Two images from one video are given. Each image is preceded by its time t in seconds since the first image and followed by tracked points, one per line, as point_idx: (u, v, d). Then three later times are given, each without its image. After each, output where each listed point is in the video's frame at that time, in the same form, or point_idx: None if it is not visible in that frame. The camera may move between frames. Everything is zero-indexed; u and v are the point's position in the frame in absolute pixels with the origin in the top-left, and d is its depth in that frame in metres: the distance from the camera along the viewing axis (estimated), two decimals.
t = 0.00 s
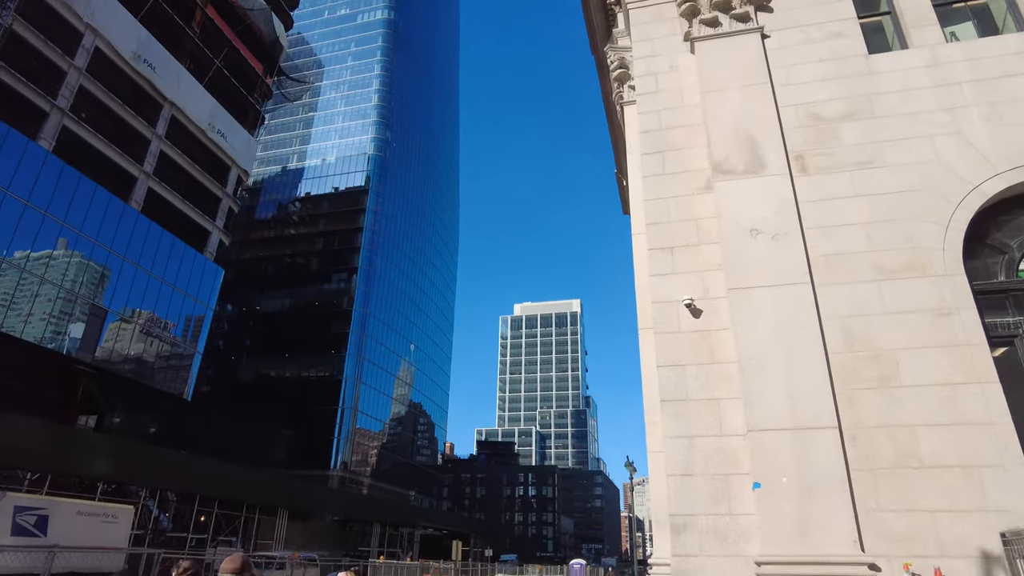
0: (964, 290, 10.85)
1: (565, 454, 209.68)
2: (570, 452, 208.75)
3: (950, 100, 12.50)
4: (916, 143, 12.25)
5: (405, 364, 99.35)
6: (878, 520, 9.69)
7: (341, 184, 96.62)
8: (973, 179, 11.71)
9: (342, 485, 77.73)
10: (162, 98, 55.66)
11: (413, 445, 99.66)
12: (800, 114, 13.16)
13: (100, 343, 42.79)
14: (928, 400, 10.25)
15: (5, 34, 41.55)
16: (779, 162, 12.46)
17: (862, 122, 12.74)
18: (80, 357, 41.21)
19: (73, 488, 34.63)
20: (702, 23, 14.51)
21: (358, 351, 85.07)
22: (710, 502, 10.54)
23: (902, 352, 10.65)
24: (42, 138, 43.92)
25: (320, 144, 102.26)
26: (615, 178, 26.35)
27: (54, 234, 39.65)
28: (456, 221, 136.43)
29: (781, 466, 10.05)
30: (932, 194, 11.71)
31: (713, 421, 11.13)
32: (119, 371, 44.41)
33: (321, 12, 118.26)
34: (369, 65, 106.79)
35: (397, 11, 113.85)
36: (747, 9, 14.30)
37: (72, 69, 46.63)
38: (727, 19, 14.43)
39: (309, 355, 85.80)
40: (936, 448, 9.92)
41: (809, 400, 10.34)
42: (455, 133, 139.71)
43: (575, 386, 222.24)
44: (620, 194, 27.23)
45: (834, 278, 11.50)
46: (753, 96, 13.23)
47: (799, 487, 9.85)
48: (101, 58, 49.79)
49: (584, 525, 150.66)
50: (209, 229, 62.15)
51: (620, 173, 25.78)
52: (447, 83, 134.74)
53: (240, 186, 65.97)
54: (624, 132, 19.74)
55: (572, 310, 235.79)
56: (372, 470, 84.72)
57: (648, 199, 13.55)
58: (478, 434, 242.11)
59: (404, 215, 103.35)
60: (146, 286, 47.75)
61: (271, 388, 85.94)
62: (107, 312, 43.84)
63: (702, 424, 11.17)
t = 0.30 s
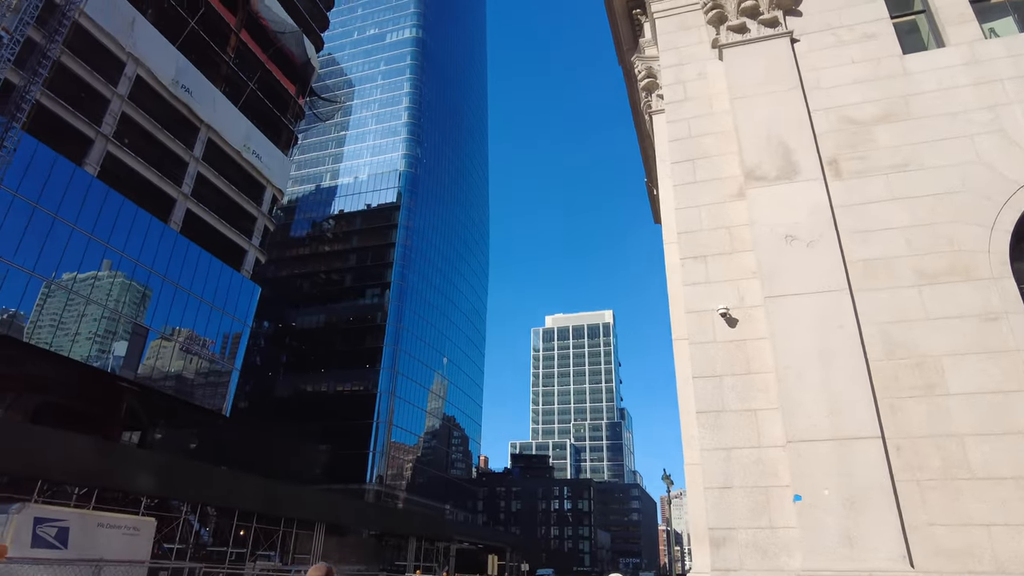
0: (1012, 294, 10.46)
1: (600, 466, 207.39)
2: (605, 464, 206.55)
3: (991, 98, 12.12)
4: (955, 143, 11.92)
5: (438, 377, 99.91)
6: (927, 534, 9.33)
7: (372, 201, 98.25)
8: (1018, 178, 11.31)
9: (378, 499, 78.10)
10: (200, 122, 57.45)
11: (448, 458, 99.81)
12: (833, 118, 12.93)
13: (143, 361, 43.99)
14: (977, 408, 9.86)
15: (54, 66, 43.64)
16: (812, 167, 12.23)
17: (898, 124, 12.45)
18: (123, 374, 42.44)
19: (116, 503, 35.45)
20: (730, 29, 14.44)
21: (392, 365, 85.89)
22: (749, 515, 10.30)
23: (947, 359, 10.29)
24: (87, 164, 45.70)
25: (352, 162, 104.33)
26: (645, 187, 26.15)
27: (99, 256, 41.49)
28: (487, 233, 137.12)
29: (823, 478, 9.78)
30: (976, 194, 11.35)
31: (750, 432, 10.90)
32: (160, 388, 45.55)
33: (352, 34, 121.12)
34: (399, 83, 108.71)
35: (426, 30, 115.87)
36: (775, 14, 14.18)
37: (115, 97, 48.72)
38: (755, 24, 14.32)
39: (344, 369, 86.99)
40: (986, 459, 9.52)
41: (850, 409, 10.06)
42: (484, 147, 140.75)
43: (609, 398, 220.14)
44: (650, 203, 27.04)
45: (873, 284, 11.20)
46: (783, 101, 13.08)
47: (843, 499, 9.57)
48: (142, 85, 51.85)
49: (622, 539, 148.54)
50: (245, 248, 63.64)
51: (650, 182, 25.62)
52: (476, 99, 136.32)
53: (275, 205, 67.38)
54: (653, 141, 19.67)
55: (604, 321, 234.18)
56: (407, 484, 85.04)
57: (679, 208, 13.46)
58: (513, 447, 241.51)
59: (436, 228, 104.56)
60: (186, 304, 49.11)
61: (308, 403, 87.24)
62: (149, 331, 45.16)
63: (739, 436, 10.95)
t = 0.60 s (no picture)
0: None
1: (625, 477, 205.74)
2: (630, 475, 204.63)
3: (1018, 99, 11.88)
4: (982, 145, 11.69)
5: (461, 389, 100.06)
6: (964, 546, 9.07)
7: (394, 214, 99.29)
8: None
9: (403, 512, 78.15)
10: (225, 140, 58.65)
11: (472, 470, 99.70)
12: (856, 122, 12.79)
13: (170, 374, 44.54)
14: (1012, 417, 9.58)
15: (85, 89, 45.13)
16: (835, 173, 12.10)
17: (922, 127, 12.28)
18: (151, 388, 42.99)
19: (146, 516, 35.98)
20: (749, 36, 14.44)
21: (415, 376, 86.31)
22: (778, 526, 10.14)
23: (979, 366, 10.04)
24: (117, 182, 46.94)
25: (374, 177, 105.67)
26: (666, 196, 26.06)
27: (128, 272, 42.45)
28: (507, 245, 137.45)
29: (852, 488, 9.61)
30: (1004, 196, 11.10)
31: (778, 442, 10.75)
32: (187, 401, 45.69)
33: (372, 50, 123.08)
34: (418, 97, 110.04)
35: (445, 45, 117.18)
36: (794, 20, 14.17)
37: (143, 117, 49.81)
38: (774, 31, 14.31)
39: (368, 381, 87.56)
40: None
41: (880, 417, 9.88)
42: (503, 158, 141.49)
43: (633, 409, 218.25)
44: (671, 212, 26.93)
45: (901, 289, 11.01)
46: (804, 107, 13.00)
47: (874, 510, 9.37)
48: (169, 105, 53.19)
49: (648, 551, 146.57)
50: (270, 262, 64.28)
51: (670, 191, 25.54)
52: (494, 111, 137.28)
53: (299, 220, 68.12)
54: (673, 149, 19.64)
55: (627, 331, 232.70)
56: (431, 496, 85.00)
57: (701, 216, 13.41)
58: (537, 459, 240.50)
59: (456, 240, 105.20)
60: (212, 318, 49.87)
61: (332, 415, 87.87)
62: (177, 345, 45.86)
63: (766, 446, 10.80)
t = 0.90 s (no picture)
0: None
1: (648, 491, 203.88)
2: (653, 488, 202.56)
3: None
4: (1009, 149, 11.44)
5: (482, 402, 99.89)
6: (1001, 562, 8.78)
7: (413, 228, 100.12)
8: None
9: (425, 526, 78.00)
10: (248, 159, 59.73)
11: (493, 484, 99.26)
12: (877, 128, 12.63)
13: (195, 390, 45.10)
14: None
15: (113, 111, 46.45)
16: (858, 180, 11.93)
17: (947, 131, 12.07)
18: (177, 404, 43.53)
19: (173, 531, 36.48)
20: (766, 45, 14.40)
21: (436, 390, 86.51)
22: (806, 541, 9.91)
23: (1013, 375, 9.74)
24: (143, 202, 48.00)
25: (394, 192, 106.81)
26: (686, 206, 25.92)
27: (154, 289, 43.29)
28: (526, 257, 137.45)
29: (883, 502, 9.37)
30: None
31: (804, 455, 10.53)
32: (212, 417, 46.15)
33: (390, 67, 124.94)
34: (437, 113, 111.25)
35: (462, 61, 118.51)
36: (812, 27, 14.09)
37: (168, 138, 50.94)
38: (792, 39, 14.25)
39: (390, 395, 87.89)
40: None
41: (910, 429, 9.63)
42: (521, 171, 141.99)
43: (655, 421, 215.90)
44: (691, 223, 26.75)
45: (928, 298, 10.78)
46: (824, 114, 12.87)
47: (906, 524, 9.12)
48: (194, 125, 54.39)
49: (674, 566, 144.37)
50: (292, 278, 64.92)
51: (690, 201, 25.41)
52: (512, 124, 138.16)
53: (321, 236, 68.86)
54: (691, 160, 19.56)
55: (648, 342, 230.92)
56: (453, 510, 84.73)
57: (721, 226, 13.30)
58: (559, 473, 238.66)
59: (475, 253, 105.60)
60: (236, 334, 50.56)
61: (354, 429, 88.33)
62: (201, 361, 46.50)
63: (793, 458, 10.59)
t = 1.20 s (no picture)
0: None
1: (668, 504, 201.29)
2: (673, 501, 199.96)
3: None
4: None
5: (499, 414, 99.59)
6: None
7: (429, 241, 100.74)
8: None
9: (443, 539, 77.64)
10: (266, 175, 60.52)
11: (512, 497, 98.69)
12: (895, 135, 12.49)
13: (214, 404, 45.44)
14: None
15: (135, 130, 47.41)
16: (876, 187, 11.78)
17: (966, 137, 11.89)
18: (196, 418, 43.89)
19: (192, 544, 36.79)
20: (780, 54, 14.37)
21: (453, 403, 86.54)
22: (830, 556, 9.69)
23: None
24: (163, 219, 48.73)
25: (410, 206, 107.60)
26: (702, 216, 25.74)
27: (173, 304, 43.90)
28: (541, 269, 137.40)
29: (909, 516, 9.13)
30: None
31: (826, 467, 10.33)
32: (231, 431, 46.41)
33: (405, 83, 126.46)
34: (451, 127, 112.15)
35: (477, 75, 119.49)
36: (827, 35, 14.03)
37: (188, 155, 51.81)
38: (806, 47, 14.19)
39: (407, 408, 87.96)
40: None
41: (936, 440, 9.39)
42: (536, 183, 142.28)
43: (674, 433, 213.63)
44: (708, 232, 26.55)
45: (951, 306, 10.57)
46: (841, 122, 12.75)
47: (933, 538, 8.87)
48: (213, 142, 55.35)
49: None
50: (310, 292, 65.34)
51: (706, 211, 25.26)
52: (527, 136, 138.75)
53: (338, 250, 69.33)
54: (707, 170, 19.48)
55: (666, 353, 228.95)
56: (471, 524, 84.28)
57: (739, 236, 13.19)
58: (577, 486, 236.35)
59: (491, 266, 105.97)
60: (254, 348, 51.01)
61: (372, 442, 88.44)
62: (220, 375, 46.93)
63: (815, 471, 10.38)
